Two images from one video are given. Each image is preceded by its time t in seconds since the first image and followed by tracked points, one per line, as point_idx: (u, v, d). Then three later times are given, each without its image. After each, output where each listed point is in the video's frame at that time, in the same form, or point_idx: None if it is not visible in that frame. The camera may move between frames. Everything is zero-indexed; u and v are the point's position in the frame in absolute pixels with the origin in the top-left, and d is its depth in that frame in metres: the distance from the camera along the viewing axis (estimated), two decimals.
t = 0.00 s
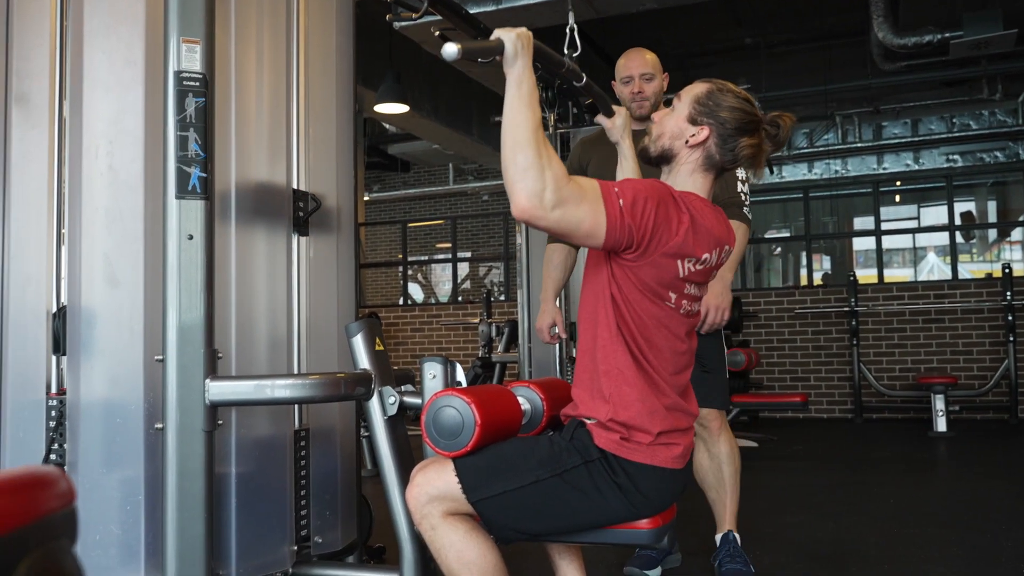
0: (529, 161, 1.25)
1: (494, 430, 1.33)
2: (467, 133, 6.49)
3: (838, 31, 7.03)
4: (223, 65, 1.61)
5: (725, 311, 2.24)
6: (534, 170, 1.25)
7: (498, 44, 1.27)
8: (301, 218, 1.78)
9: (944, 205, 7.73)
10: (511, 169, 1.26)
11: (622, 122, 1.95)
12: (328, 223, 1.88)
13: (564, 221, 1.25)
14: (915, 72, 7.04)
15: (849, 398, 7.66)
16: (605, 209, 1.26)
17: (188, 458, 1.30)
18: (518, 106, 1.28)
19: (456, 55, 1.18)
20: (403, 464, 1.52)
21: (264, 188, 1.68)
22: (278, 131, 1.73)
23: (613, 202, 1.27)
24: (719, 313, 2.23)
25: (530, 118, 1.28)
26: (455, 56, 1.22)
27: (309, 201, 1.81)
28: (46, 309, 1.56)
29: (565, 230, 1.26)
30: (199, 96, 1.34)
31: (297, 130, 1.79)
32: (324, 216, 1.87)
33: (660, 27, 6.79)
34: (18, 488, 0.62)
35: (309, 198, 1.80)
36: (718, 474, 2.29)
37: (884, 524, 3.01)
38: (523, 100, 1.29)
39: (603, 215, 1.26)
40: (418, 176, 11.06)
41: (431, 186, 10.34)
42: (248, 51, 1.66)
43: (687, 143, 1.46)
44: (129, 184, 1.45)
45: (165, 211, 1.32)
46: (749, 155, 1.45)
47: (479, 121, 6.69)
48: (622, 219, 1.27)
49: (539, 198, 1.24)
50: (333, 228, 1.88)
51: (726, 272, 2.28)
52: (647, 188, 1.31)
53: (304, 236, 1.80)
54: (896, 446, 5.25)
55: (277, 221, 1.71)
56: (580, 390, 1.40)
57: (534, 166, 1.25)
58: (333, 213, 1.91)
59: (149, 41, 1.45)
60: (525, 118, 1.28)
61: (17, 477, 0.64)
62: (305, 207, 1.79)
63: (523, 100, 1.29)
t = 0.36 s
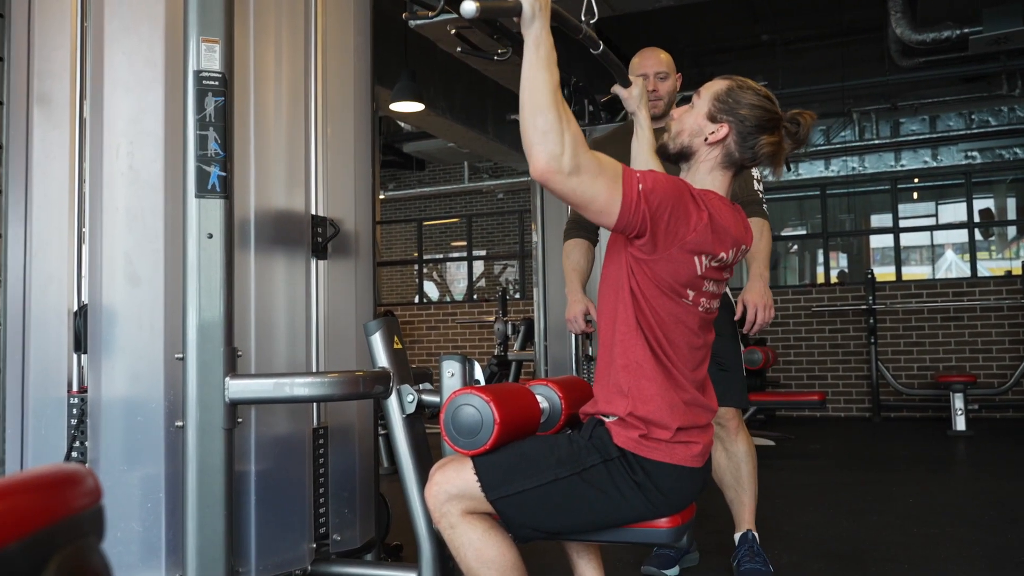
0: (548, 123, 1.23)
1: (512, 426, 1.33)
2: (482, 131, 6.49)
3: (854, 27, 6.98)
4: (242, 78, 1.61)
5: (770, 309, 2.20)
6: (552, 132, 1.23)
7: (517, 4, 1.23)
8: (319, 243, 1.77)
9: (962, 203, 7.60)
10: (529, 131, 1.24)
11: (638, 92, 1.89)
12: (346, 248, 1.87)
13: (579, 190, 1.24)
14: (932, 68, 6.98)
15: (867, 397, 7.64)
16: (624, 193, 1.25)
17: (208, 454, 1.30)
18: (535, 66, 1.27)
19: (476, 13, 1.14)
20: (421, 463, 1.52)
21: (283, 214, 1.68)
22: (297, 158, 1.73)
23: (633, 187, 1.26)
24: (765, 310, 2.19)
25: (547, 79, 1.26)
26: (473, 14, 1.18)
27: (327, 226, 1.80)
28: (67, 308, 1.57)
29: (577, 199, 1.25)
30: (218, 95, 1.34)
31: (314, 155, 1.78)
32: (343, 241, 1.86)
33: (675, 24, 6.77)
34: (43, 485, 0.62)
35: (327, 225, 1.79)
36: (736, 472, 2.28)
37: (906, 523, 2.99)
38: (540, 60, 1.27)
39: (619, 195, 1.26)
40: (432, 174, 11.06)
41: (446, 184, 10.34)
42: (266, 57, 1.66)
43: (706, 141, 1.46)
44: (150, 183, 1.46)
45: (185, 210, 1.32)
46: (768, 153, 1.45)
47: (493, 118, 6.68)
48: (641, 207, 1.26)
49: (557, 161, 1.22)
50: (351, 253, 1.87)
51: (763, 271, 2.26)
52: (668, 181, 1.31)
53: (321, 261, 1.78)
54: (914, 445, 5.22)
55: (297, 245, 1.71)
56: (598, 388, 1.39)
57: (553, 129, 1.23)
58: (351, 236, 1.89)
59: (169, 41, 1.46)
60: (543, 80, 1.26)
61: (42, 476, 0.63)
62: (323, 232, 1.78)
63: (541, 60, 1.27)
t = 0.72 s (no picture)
0: (564, 91, 1.25)
1: (523, 430, 1.33)
2: (491, 135, 6.50)
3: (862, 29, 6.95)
4: (253, 87, 1.60)
5: (770, 316, 2.21)
6: (568, 98, 1.25)
7: None
8: (330, 275, 1.76)
9: (973, 204, 7.59)
10: (546, 97, 1.26)
11: (649, 69, 1.96)
12: (358, 278, 1.86)
13: (590, 163, 1.25)
14: (942, 69, 6.94)
15: (878, 399, 7.62)
16: (636, 181, 1.25)
17: (220, 459, 1.30)
18: (548, 32, 1.28)
19: None
20: (432, 466, 1.52)
21: (294, 251, 1.65)
22: (307, 190, 1.70)
23: (645, 175, 1.25)
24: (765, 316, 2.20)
25: (562, 48, 1.28)
26: None
27: (339, 257, 1.78)
28: (80, 312, 1.57)
29: (588, 172, 1.26)
30: (229, 101, 1.34)
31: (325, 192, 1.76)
32: (353, 272, 1.85)
33: (683, 25, 6.75)
34: (60, 491, 0.62)
35: (338, 256, 1.77)
36: (748, 476, 2.27)
37: (919, 527, 2.97)
38: (553, 27, 1.29)
39: (629, 177, 1.25)
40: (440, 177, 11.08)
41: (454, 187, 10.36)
42: (276, 63, 1.64)
43: (716, 144, 1.46)
44: (161, 188, 1.46)
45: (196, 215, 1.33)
46: (778, 156, 1.45)
47: (501, 121, 6.69)
48: (651, 200, 1.26)
49: (572, 128, 1.24)
50: (362, 284, 1.87)
51: (767, 276, 2.27)
52: (679, 178, 1.29)
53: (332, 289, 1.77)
54: (926, 447, 5.20)
55: (308, 279, 1.68)
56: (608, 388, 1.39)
57: (569, 95, 1.25)
58: (362, 267, 1.88)
59: (180, 47, 1.47)
60: (558, 49, 1.28)
61: (59, 481, 0.63)
62: (335, 264, 1.77)
63: (553, 27, 1.29)
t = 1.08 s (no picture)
0: (585, 59, 1.26)
1: (533, 430, 1.33)
2: (499, 134, 6.50)
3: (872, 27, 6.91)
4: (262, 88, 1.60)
5: (785, 314, 2.23)
6: (589, 67, 1.26)
7: None
8: (340, 297, 1.72)
9: (984, 203, 7.55)
10: (566, 65, 1.27)
11: (658, 44, 1.97)
12: (367, 300, 1.82)
13: (604, 134, 1.27)
14: (952, 67, 6.89)
15: (888, 399, 7.60)
16: (648, 164, 1.24)
17: (231, 458, 1.31)
18: None
19: None
20: (442, 465, 1.52)
21: (303, 274, 1.64)
22: (317, 214, 1.69)
23: (657, 159, 1.25)
24: (779, 316, 2.22)
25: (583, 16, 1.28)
26: None
27: (349, 280, 1.74)
28: (92, 312, 1.58)
29: (601, 143, 1.27)
30: (239, 101, 1.35)
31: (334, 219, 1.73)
32: (363, 294, 1.82)
33: (692, 23, 6.73)
34: (73, 490, 0.62)
35: (348, 278, 1.74)
36: (757, 475, 2.28)
37: (930, 526, 2.96)
38: None
39: (640, 157, 1.26)
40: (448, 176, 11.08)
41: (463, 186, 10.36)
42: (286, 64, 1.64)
43: (722, 142, 1.45)
44: (172, 188, 1.47)
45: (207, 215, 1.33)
46: (785, 153, 1.44)
47: (510, 120, 6.68)
48: (661, 187, 1.25)
49: (592, 96, 1.25)
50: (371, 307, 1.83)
51: (779, 274, 2.28)
52: (688, 169, 1.29)
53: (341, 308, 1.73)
54: (936, 447, 5.18)
55: (317, 305, 1.67)
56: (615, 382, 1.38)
57: (589, 63, 1.26)
58: (371, 290, 1.85)
59: (191, 47, 1.47)
60: (576, 16, 1.28)
61: (73, 480, 0.64)
62: (345, 286, 1.73)
63: None
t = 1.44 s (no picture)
0: (593, 48, 1.27)
1: (541, 433, 1.33)
2: (505, 137, 6.50)
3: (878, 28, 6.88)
4: (270, 93, 1.61)
5: (785, 317, 2.19)
6: (598, 55, 1.26)
7: None
8: (348, 315, 1.74)
9: (992, 204, 7.51)
10: (575, 53, 1.27)
11: (663, 32, 1.95)
12: (375, 319, 1.82)
13: (612, 123, 1.27)
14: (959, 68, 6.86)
15: (897, 401, 7.58)
16: (653, 155, 1.25)
17: (239, 463, 1.30)
18: None
19: None
20: (449, 469, 1.52)
21: (311, 292, 1.65)
22: (324, 231, 1.69)
23: (662, 152, 1.25)
24: (778, 318, 2.18)
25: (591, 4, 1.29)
26: None
27: (356, 299, 1.76)
28: (101, 317, 1.59)
29: (608, 132, 1.28)
30: (247, 106, 1.34)
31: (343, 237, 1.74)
32: (371, 311, 1.82)
33: (698, 25, 6.72)
34: (81, 496, 0.63)
35: (356, 297, 1.75)
36: (765, 478, 2.27)
37: (939, 528, 2.95)
38: None
39: (645, 148, 1.26)
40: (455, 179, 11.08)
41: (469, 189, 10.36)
42: (293, 72, 1.65)
43: (725, 144, 1.45)
44: (181, 193, 1.48)
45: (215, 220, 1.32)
46: (787, 156, 1.45)
47: (516, 123, 6.69)
48: (666, 181, 1.26)
49: (600, 84, 1.25)
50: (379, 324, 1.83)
51: (781, 278, 2.25)
52: (693, 165, 1.29)
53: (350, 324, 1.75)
54: (946, 449, 5.16)
55: (326, 322, 1.67)
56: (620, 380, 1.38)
57: (598, 52, 1.27)
58: (379, 307, 1.85)
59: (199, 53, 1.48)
60: (583, 5, 1.28)
61: (81, 486, 0.64)
62: (352, 304, 1.75)
63: None
